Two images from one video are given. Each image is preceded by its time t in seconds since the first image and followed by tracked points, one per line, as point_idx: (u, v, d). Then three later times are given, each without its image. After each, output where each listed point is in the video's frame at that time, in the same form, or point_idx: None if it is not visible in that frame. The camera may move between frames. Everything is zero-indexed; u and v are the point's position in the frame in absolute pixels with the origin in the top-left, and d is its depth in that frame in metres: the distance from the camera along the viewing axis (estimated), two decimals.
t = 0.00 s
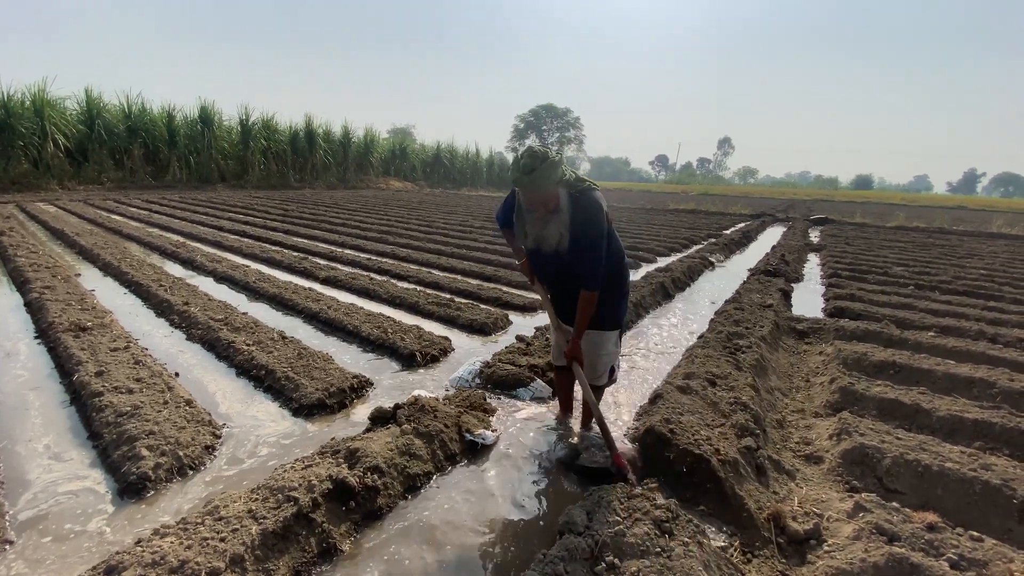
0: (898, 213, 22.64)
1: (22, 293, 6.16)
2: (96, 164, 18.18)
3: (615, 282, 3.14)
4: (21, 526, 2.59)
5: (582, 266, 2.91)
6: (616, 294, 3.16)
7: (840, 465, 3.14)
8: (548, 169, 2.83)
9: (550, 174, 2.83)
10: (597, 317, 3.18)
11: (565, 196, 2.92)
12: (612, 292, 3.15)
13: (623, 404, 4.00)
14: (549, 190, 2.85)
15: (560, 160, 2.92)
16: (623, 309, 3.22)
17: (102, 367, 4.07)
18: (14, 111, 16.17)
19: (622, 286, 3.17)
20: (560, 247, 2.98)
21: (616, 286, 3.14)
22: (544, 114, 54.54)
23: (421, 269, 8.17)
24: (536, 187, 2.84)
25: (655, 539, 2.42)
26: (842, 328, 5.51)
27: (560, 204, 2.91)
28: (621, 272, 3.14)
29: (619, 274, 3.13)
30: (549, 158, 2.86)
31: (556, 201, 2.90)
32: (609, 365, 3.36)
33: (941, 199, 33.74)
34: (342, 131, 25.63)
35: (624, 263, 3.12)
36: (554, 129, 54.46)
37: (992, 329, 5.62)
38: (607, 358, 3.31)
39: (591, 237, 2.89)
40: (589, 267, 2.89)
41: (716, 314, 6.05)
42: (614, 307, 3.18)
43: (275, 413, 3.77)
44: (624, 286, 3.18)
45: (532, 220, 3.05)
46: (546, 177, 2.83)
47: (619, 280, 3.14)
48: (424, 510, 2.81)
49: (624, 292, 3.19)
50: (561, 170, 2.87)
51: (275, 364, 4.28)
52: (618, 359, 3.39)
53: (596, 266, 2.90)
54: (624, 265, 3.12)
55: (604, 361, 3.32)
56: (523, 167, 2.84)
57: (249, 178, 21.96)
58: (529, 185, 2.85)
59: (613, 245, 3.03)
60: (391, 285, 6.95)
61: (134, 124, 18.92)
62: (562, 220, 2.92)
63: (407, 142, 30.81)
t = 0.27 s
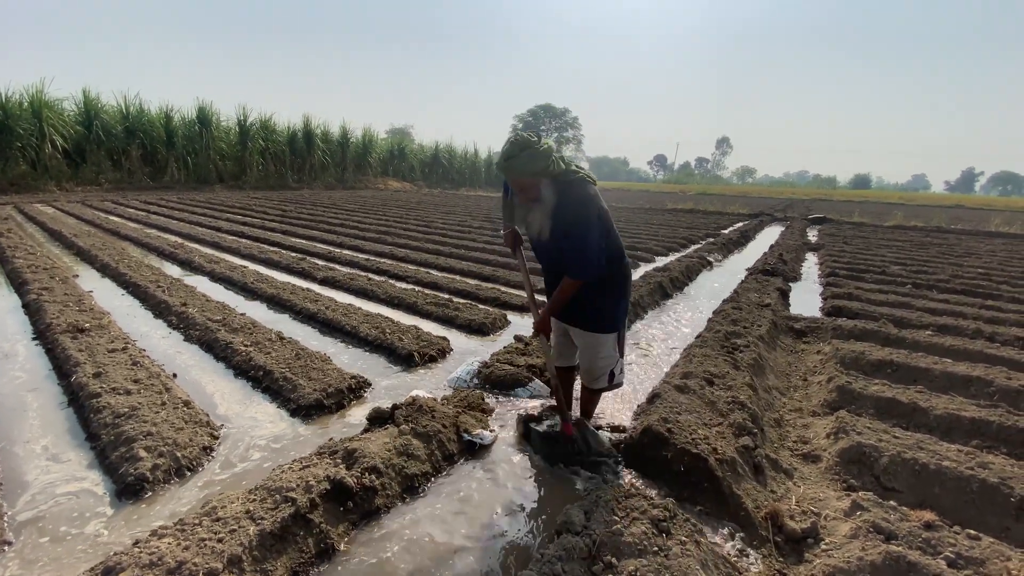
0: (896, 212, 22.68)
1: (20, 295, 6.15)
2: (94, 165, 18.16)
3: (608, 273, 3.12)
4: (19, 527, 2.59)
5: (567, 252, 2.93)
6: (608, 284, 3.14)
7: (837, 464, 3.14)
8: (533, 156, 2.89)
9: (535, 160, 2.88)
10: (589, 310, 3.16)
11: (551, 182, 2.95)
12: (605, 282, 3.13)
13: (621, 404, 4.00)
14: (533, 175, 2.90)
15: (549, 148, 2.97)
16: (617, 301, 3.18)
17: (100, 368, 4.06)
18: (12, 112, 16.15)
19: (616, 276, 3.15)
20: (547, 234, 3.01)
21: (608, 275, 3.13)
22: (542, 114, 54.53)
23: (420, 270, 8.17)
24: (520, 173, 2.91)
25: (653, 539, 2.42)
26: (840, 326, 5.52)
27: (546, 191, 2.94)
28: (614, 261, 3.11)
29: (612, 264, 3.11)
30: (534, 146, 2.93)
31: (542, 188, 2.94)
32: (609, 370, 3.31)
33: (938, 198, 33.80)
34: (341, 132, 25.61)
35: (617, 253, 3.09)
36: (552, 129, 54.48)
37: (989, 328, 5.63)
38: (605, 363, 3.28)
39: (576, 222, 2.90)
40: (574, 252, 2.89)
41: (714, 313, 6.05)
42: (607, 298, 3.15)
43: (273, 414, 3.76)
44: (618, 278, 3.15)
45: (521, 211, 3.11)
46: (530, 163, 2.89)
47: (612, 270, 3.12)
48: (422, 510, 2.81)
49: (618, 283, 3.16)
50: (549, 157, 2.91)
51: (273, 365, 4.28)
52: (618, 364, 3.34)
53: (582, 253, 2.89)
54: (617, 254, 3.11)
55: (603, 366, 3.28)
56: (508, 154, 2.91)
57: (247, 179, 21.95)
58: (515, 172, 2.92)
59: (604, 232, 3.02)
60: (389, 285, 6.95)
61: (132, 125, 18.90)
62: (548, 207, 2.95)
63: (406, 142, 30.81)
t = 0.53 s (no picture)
0: (893, 211, 22.73)
1: (16, 296, 6.12)
2: (90, 166, 18.09)
3: (601, 272, 3.12)
4: (17, 529, 2.58)
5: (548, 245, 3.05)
6: (602, 283, 3.12)
7: (836, 462, 3.15)
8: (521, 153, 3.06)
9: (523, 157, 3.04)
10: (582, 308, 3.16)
11: (539, 179, 3.10)
12: (599, 281, 3.12)
13: (620, 403, 4.01)
14: (519, 171, 3.07)
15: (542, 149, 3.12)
16: (612, 301, 3.15)
17: (98, 369, 4.05)
18: (7, 113, 16.08)
19: (611, 275, 3.13)
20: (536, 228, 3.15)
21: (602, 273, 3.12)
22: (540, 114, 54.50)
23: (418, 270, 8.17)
24: (509, 170, 3.09)
25: (652, 537, 2.43)
26: (837, 325, 5.53)
27: (533, 187, 3.09)
28: (609, 260, 3.12)
29: (605, 263, 3.11)
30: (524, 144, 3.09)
31: (530, 184, 3.10)
32: (607, 373, 3.30)
33: (934, 197, 33.92)
34: (338, 132, 25.57)
35: (610, 251, 3.11)
36: (550, 129, 54.47)
37: (986, 326, 5.65)
38: (602, 366, 3.26)
39: (557, 217, 3.02)
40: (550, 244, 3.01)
41: (712, 312, 6.06)
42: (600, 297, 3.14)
43: (271, 414, 3.76)
44: (613, 277, 3.13)
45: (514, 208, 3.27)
46: (517, 158, 3.05)
47: (605, 268, 3.11)
48: (421, 510, 2.81)
49: (614, 282, 3.14)
50: (536, 155, 3.06)
51: (272, 365, 4.28)
52: (617, 368, 3.31)
53: (558, 245, 3.00)
54: (611, 253, 3.11)
55: (600, 370, 3.27)
56: (499, 153, 3.12)
57: (244, 179, 21.89)
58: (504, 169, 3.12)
59: (593, 229, 3.06)
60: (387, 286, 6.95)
61: (128, 126, 18.84)
62: (536, 202, 3.11)
63: (404, 142, 30.77)
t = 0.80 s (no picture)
0: (889, 211, 22.81)
1: (13, 297, 6.10)
2: (86, 166, 18.03)
3: (599, 267, 3.15)
4: (15, 530, 2.58)
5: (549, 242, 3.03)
6: (600, 278, 3.15)
7: (834, 461, 3.17)
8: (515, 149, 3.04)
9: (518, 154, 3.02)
10: (582, 304, 3.19)
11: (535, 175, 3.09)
12: (597, 276, 3.15)
13: (619, 402, 4.02)
14: (514, 168, 3.05)
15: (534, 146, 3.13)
16: (611, 297, 3.18)
17: (95, 370, 4.04)
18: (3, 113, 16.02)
19: (609, 270, 3.17)
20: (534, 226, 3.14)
21: (600, 268, 3.16)
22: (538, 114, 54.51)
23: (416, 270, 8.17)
24: (503, 168, 3.08)
25: (652, 535, 2.44)
26: (835, 324, 5.55)
27: (530, 183, 3.09)
28: (607, 255, 3.15)
29: (603, 258, 3.14)
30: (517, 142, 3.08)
31: (526, 181, 3.08)
32: (605, 370, 3.31)
33: (931, 197, 34.04)
34: (335, 132, 25.53)
35: (607, 246, 3.13)
36: (547, 129, 54.47)
37: (983, 325, 5.67)
38: (598, 363, 3.27)
39: (558, 212, 3.01)
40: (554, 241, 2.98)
41: (710, 311, 6.08)
42: (599, 292, 3.16)
43: (270, 414, 3.76)
44: (611, 272, 3.17)
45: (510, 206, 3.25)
46: (511, 156, 3.04)
47: (603, 263, 3.14)
48: (421, 510, 2.81)
49: (612, 277, 3.17)
50: (530, 152, 3.06)
51: (270, 366, 4.28)
52: (615, 366, 3.32)
53: (563, 241, 2.97)
54: (608, 248, 3.14)
55: (597, 366, 3.28)
56: (492, 151, 3.11)
57: (242, 179, 21.85)
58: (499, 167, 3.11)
59: (590, 224, 3.08)
60: (386, 286, 6.95)
61: (125, 126, 18.78)
62: (533, 199, 3.10)
63: (401, 142, 30.75)
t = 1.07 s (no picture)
0: (887, 212, 22.86)
1: (11, 297, 6.09)
2: (84, 167, 18.00)
3: (603, 266, 3.20)
4: (13, 531, 2.57)
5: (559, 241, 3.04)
6: (604, 277, 3.21)
7: (831, 460, 3.18)
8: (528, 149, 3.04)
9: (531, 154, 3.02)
10: (585, 302, 3.25)
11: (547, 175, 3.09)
12: (601, 275, 3.21)
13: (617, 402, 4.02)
14: (527, 169, 3.05)
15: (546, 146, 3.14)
16: (613, 296, 3.25)
17: (94, 371, 4.04)
18: None
19: (613, 270, 3.22)
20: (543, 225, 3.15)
21: (604, 268, 3.21)
22: (536, 114, 54.55)
23: (415, 270, 8.17)
24: (515, 167, 3.07)
25: (651, 534, 2.44)
26: (832, 324, 5.57)
27: (541, 184, 3.09)
28: (611, 255, 3.20)
29: (607, 258, 3.20)
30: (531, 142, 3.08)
31: (538, 181, 3.09)
32: (601, 365, 3.36)
33: (928, 197, 34.13)
34: (334, 132, 25.52)
35: (613, 247, 3.18)
36: (546, 130, 54.48)
37: (980, 325, 5.69)
38: (594, 358, 3.33)
39: (569, 212, 3.02)
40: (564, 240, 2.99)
41: (709, 312, 6.09)
42: (602, 291, 3.23)
43: (268, 415, 3.76)
44: (615, 272, 3.23)
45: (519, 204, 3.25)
46: (524, 156, 3.03)
47: (608, 265, 3.20)
48: (419, 511, 2.81)
49: (615, 276, 3.23)
50: (543, 152, 3.07)
51: (269, 366, 4.28)
52: (610, 362, 3.36)
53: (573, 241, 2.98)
54: (613, 248, 3.20)
55: (592, 361, 3.34)
56: (506, 150, 3.09)
57: (240, 180, 21.84)
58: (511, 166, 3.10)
59: (597, 225, 3.13)
60: (384, 286, 6.95)
61: (123, 127, 18.77)
62: (544, 200, 3.11)
63: (400, 143, 30.76)
